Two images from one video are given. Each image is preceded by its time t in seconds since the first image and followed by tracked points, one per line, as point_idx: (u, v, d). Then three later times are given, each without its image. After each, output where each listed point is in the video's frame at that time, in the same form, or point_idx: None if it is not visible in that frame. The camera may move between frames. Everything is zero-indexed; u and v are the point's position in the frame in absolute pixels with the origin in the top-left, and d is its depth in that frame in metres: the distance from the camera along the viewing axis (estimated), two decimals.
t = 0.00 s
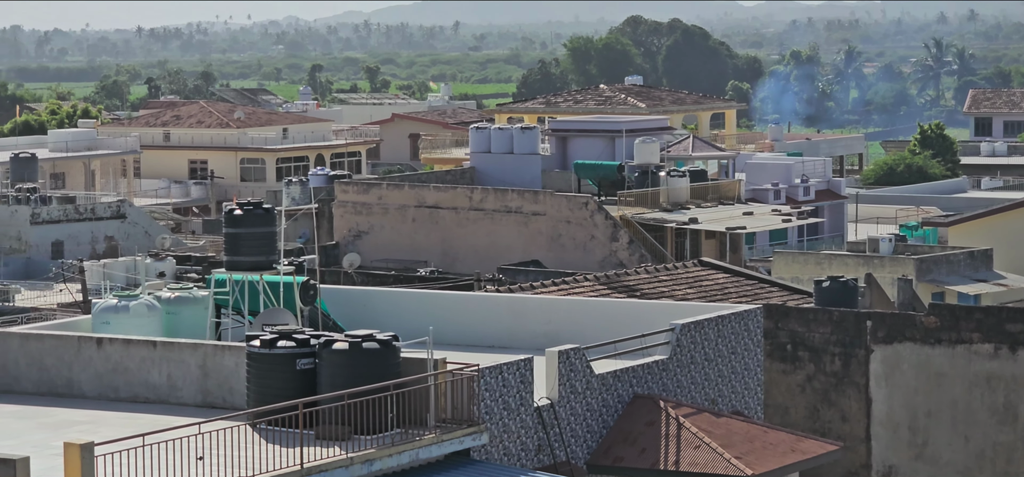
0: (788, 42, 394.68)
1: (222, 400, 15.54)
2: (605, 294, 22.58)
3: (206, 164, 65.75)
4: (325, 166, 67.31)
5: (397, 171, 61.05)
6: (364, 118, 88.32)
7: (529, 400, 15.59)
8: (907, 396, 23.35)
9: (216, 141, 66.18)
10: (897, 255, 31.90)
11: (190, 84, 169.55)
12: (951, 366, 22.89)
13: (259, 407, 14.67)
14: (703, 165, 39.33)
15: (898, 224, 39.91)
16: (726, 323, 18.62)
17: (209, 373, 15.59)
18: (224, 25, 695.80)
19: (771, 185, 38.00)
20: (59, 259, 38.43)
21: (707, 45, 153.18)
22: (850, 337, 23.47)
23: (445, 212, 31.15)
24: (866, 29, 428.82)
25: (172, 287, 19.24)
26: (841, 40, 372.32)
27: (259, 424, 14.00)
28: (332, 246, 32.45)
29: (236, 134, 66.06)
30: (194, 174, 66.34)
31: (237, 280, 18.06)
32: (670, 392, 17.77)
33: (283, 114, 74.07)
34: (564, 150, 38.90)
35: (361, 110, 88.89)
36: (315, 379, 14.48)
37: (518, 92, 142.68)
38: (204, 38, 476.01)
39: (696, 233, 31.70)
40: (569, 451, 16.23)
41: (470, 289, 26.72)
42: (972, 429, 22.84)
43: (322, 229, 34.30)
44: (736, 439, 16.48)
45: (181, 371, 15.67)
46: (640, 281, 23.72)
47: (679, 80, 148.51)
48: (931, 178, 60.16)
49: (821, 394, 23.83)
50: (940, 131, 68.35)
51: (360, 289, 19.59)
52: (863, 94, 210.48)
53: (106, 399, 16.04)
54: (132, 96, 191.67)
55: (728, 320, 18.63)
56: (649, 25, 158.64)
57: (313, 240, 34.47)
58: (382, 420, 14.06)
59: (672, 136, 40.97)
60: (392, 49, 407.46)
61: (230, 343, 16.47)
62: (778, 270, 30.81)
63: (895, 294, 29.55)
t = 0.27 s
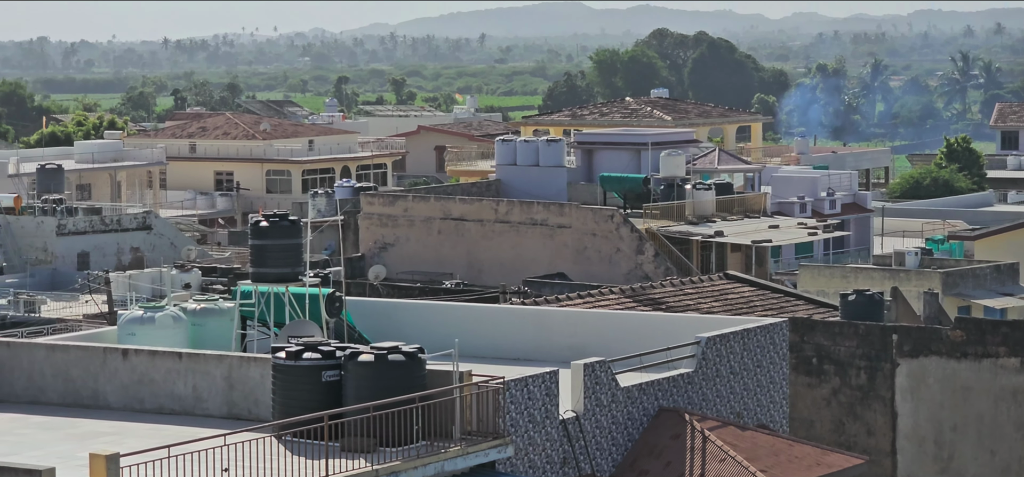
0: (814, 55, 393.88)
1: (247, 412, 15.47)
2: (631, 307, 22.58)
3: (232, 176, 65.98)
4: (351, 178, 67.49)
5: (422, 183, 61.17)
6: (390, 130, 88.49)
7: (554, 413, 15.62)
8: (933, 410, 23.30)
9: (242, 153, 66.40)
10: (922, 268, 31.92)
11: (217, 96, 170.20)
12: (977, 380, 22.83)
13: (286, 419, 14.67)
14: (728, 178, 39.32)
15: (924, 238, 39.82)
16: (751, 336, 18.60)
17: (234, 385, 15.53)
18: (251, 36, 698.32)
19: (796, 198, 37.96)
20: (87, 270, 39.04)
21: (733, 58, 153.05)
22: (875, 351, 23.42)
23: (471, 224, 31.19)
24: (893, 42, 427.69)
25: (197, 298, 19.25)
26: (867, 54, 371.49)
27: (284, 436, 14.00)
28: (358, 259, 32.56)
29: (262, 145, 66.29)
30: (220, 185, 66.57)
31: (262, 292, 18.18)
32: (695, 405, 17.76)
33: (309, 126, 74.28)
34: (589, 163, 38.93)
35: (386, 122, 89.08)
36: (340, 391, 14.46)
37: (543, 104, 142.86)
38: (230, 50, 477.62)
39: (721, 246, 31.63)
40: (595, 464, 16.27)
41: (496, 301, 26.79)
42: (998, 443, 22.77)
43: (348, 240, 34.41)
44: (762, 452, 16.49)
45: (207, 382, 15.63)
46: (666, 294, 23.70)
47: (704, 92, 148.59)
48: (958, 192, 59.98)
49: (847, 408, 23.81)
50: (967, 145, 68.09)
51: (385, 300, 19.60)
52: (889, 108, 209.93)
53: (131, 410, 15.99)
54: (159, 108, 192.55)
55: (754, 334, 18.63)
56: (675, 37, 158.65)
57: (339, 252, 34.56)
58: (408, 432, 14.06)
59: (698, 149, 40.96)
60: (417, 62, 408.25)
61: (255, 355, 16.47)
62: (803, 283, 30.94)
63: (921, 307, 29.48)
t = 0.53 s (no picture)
0: (835, 69, 393.51)
1: (268, 425, 15.35)
2: (652, 321, 22.59)
3: (253, 188, 66.15)
4: (372, 191, 67.62)
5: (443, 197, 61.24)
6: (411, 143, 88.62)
7: (575, 427, 15.54)
8: (954, 425, 23.40)
9: (263, 166, 66.59)
10: (943, 282, 31.91)
11: (239, 108, 170.75)
12: (999, 395, 22.87)
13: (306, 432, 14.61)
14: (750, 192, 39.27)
15: (946, 252, 39.76)
16: (772, 351, 18.60)
17: (255, 398, 15.39)
18: (273, 49, 700.48)
19: (818, 212, 37.95)
20: (107, 283, 39.31)
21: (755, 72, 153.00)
22: (898, 365, 23.30)
23: (492, 237, 31.24)
24: (915, 57, 427.04)
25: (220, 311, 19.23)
26: (889, 68, 371.04)
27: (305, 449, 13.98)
28: (380, 271, 32.65)
29: (284, 158, 66.45)
30: (242, 198, 66.75)
31: (283, 304, 18.14)
32: (717, 420, 17.75)
33: (331, 139, 74.48)
34: (611, 177, 38.94)
35: (408, 135, 89.22)
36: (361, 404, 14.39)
37: (564, 118, 143.04)
38: (251, 62, 479.18)
39: (743, 260, 31.56)
40: None
41: (517, 314, 26.86)
42: (1019, 458, 22.93)
43: (369, 253, 34.65)
44: (783, 467, 16.51)
45: (228, 395, 15.51)
46: (687, 309, 23.69)
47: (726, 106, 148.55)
48: (979, 206, 59.88)
49: (868, 422, 23.79)
50: (989, 160, 67.90)
51: (407, 314, 19.60)
52: (911, 122, 209.59)
53: (153, 423, 15.89)
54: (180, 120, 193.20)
55: (775, 348, 18.61)
56: (697, 51, 158.56)
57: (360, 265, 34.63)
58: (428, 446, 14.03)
59: (719, 163, 40.96)
60: (439, 75, 408.94)
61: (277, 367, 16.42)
62: (824, 297, 30.76)
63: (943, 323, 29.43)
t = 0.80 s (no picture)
0: (853, 81, 393.16)
1: (284, 436, 15.29)
2: (669, 333, 22.54)
3: (270, 199, 66.29)
4: (389, 202, 67.72)
5: (460, 208, 61.34)
6: (428, 155, 88.80)
7: (592, 439, 15.28)
8: (971, 437, 23.48)
9: (281, 177, 66.81)
10: (961, 295, 31.86)
11: (256, 119, 171.19)
12: (1016, 408, 22.99)
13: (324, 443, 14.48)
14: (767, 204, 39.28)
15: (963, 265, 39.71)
16: (789, 363, 18.59)
17: (271, 408, 15.32)
18: (290, 60, 702.33)
19: (835, 224, 37.91)
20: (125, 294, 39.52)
21: (773, 84, 152.99)
22: (915, 378, 23.26)
23: (509, 249, 31.28)
24: (932, 69, 426.53)
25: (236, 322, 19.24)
26: (906, 80, 370.70)
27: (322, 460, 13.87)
28: (396, 283, 32.64)
29: (301, 169, 66.58)
30: (258, 209, 66.89)
31: (300, 315, 18.01)
32: (733, 432, 17.72)
33: (348, 150, 74.62)
34: (627, 189, 38.94)
35: (426, 146, 89.40)
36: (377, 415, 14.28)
37: (581, 129, 143.26)
38: (269, 73, 480.47)
39: (760, 272, 31.50)
40: None
41: (534, 327, 26.87)
42: None
43: (386, 265, 34.48)
44: None
45: (244, 406, 15.43)
46: (703, 321, 23.71)
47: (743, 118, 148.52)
48: (997, 219, 59.77)
49: (885, 435, 23.72)
50: (1007, 173, 67.73)
51: (422, 326, 19.47)
52: (928, 135, 209.39)
53: (169, 433, 15.85)
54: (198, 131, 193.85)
55: (792, 360, 18.60)
56: (714, 63, 158.57)
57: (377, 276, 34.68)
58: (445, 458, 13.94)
59: (737, 175, 40.97)
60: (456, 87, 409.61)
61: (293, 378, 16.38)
62: (841, 310, 30.89)
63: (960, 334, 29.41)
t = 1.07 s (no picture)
0: (868, 91, 392.94)
1: (299, 445, 15.12)
2: (683, 343, 22.54)
3: (285, 208, 66.41)
4: (404, 211, 67.79)
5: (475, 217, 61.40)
6: (443, 164, 88.95)
7: (605, 449, 15.23)
8: (985, 448, 23.33)
9: (296, 186, 66.94)
10: (976, 305, 31.83)
11: (271, 128, 171.64)
12: None
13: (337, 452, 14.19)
14: (782, 214, 39.31)
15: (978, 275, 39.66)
16: (803, 373, 18.57)
17: (286, 417, 15.14)
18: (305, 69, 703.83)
19: (850, 234, 37.88)
20: (140, 302, 39.65)
21: (787, 93, 153.00)
22: (928, 389, 23.28)
23: (523, 258, 31.30)
24: (948, 79, 426.09)
25: (251, 331, 19.23)
26: (921, 91, 370.42)
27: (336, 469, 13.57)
28: (411, 292, 32.69)
29: (316, 178, 66.67)
30: (273, 218, 67.00)
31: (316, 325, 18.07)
32: (747, 441, 17.71)
33: (363, 159, 74.76)
34: (643, 198, 38.95)
35: (440, 155, 89.55)
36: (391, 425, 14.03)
37: (595, 138, 143.44)
38: (283, 82, 481.49)
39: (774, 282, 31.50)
40: None
41: (548, 336, 26.87)
42: None
43: (400, 273, 34.67)
44: None
45: (258, 415, 15.23)
46: (718, 331, 23.66)
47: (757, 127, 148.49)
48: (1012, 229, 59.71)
49: (900, 444, 23.72)
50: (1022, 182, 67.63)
51: (437, 334, 19.47)
52: (944, 145, 209.21)
53: (184, 442, 15.70)
54: (212, 139, 194.36)
55: (806, 370, 18.57)
56: (728, 73, 158.50)
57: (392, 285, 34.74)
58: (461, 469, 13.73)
59: (752, 185, 40.96)
60: (470, 96, 410.24)
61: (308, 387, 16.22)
62: (855, 320, 30.54)
63: (974, 345, 29.37)
